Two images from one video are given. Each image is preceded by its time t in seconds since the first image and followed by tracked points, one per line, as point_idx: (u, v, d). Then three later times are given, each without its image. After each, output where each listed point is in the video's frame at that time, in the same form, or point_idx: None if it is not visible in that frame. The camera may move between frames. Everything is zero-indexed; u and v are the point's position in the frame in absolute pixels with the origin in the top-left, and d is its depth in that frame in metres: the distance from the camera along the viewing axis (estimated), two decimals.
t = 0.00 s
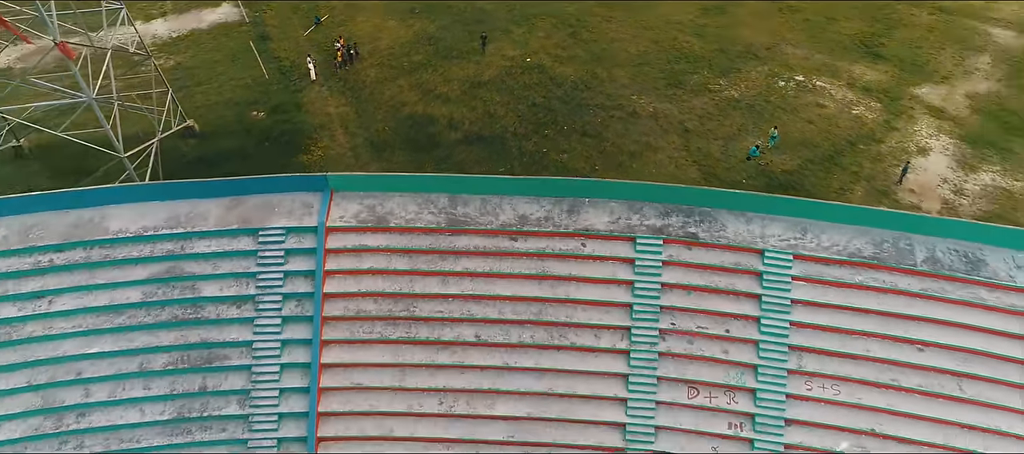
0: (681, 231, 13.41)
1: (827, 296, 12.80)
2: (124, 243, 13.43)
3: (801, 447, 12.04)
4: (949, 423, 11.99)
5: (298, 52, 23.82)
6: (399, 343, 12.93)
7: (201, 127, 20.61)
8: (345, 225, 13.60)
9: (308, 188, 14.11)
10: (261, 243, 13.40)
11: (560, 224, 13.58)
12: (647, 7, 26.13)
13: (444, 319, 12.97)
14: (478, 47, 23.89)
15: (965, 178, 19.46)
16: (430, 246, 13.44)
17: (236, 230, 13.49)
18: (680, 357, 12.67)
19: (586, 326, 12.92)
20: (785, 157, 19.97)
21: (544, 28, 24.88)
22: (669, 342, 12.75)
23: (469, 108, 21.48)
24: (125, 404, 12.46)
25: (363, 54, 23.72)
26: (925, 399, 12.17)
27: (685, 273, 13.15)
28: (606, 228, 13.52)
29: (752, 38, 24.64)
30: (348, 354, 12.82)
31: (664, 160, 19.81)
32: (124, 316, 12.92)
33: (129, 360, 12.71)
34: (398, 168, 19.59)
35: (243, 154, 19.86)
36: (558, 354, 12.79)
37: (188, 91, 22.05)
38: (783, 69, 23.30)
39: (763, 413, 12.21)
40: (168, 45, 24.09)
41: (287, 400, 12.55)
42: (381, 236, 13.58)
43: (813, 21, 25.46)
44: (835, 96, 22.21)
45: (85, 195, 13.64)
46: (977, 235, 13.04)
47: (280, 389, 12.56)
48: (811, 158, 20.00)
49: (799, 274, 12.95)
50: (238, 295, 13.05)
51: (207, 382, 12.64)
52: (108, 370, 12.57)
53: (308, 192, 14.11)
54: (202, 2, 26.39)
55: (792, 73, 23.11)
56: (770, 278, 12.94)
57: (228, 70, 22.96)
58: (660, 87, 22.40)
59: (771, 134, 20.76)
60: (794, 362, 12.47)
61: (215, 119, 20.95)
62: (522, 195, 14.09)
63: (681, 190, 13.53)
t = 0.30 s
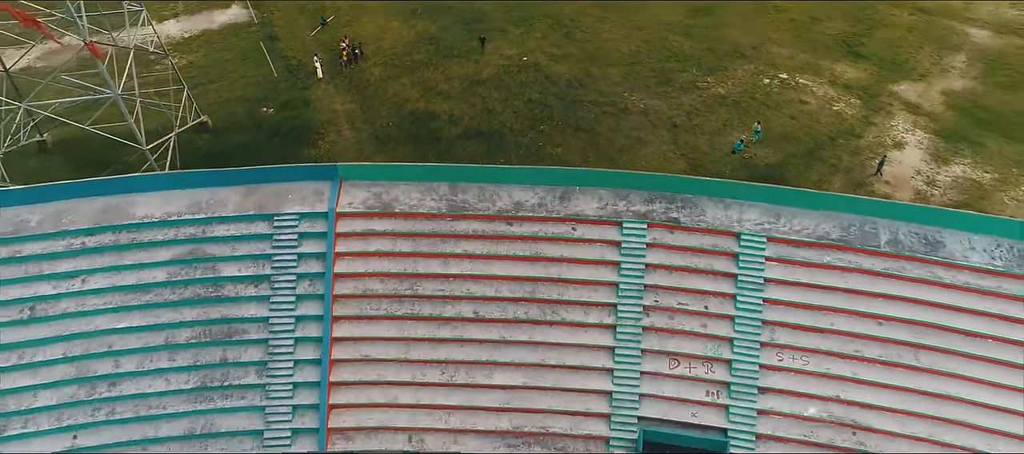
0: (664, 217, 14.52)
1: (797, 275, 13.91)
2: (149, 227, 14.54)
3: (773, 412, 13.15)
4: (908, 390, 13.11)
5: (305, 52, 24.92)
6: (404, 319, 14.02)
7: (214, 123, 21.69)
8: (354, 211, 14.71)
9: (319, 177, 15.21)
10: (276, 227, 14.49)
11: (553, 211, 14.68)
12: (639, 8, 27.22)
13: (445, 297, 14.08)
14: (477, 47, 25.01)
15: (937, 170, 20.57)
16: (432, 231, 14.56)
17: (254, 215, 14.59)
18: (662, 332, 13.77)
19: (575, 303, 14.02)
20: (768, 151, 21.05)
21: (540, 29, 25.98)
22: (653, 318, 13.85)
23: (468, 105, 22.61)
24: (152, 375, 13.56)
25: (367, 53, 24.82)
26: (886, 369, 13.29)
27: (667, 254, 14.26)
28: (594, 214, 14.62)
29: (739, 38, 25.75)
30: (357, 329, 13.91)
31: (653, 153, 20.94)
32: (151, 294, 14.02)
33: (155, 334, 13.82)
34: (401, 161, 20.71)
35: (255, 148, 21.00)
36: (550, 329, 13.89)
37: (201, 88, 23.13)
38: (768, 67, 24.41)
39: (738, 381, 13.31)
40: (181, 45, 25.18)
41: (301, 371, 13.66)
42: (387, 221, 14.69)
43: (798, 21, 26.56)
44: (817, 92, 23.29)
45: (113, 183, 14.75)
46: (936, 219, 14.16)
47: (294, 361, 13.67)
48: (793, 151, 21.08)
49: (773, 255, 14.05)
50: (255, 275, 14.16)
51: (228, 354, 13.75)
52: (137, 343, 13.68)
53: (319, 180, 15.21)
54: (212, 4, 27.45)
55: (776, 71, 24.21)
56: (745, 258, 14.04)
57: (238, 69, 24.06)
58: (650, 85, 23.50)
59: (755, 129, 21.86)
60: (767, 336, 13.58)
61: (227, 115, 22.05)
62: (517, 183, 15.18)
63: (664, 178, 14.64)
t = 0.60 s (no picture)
0: (648, 204, 15.66)
1: (771, 257, 15.04)
2: (172, 214, 15.69)
3: (747, 382, 14.30)
4: (871, 361, 14.25)
5: (311, 52, 26.05)
6: (408, 297, 15.17)
7: (226, 119, 22.84)
8: (361, 199, 15.85)
9: (328, 168, 16.35)
10: (289, 214, 15.63)
11: (545, 198, 15.83)
12: (632, 8, 28.27)
13: (446, 278, 15.23)
14: (475, 47, 26.11)
15: (911, 163, 21.75)
16: (434, 217, 15.70)
17: (268, 203, 15.73)
18: (646, 309, 14.92)
19: (566, 283, 15.16)
20: (752, 145, 22.20)
21: (536, 29, 27.06)
22: (637, 296, 15.00)
23: (467, 102, 23.78)
24: (175, 349, 14.73)
25: (370, 53, 25.94)
26: (852, 343, 14.42)
27: (651, 238, 15.39)
28: (584, 201, 15.76)
29: (727, 38, 26.88)
30: (365, 307, 15.07)
31: (642, 148, 22.15)
32: (174, 274, 15.16)
33: (178, 311, 14.97)
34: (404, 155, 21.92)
35: (265, 142, 22.16)
36: (543, 307, 15.04)
37: (213, 86, 24.26)
38: (753, 66, 25.54)
39: (716, 354, 14.45)
40: (193, 45, 26.31)
41: (312, 345, 14.81)
42: (392, 208, 15.82)
43: (783, 21, 27.65)
44: (800, 89, 24.41)
45: (138, 173, 15.90)
46: (899, 204, 15.28)
47: (307, 336, 14.82)
48: (775, 146, 22.22)
49: (749, 238, 15.18)
50: (270, 258, 15.31)
51: (246, 330, 14.91)
52: (162, 320, 14.85)
53: (329, 171, 16.36)
54: (221, 5, 28.54)
55: (761, 70, 25.32)
56: (723, 241, 15.17)
57: (248, 68, 25.19)
58: (640, 83, 24.64)
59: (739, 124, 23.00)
60: (742, 312, 14.72)
61: (238, 112, 23.18)
62: (513, 173, 16.30)
63: (648, 168, 15.80)
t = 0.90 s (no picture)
0: (635, 192, 16.84)
1: (748, 240, 16.22)
2: (192, 201, 16.88)
3: (725, 356, 15.52)
4: (840, 336, 15.42)
5: (318, 52, 27.22)
6: (412, 278, 16.35)
7: (238, 115, 24.02)
8: (368, 187, 17.03)
9: (337, 158, 17.51)
10: (301, 201, 16.82)
11: (539, 187, 17.01)
12: (626, 8, 29.37)
13: (447, 260, 16.42)
14: (475, 46, 27.27)
15: (887, 156, 22.95)
16: (436, 204, 16.88)
17: (282, 191, 16.92)
18: (633, 289, 16.10)
19: (559, 265, 16.34)
20: (737, 139, 23.41)
21: (533, 29, 28.18)
22: (625, 277, 16.17)
23: (467, 98, 24.99)
24: (197, 325, 15.91)
25: (374, 52, 27.11)
26: (822, 319, 15.60)
27: (638, 224, 16.58)
28: (576, 189, 16.94)
29: (716, 38, 28.02)
30: (372, 287, 16.27)
31: (633, 142, 23.37)
32: (195, 257, 16.35)
33: (199, 291, 16.14)
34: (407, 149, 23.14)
35: (275, 137, 23.37)
36: (537, 287, 16.21)
37: (224, 84, 25.43)
38: (741, 64, 26.68)
39: (697, 329, 15.63)
40: (205, 45, 27.46)
41: (324, 322, 16.01)
42: (397, 195, 17.01)
43: (771, 22, 28.76)
44: (784, 87, 25.57)
45: (160, 163, 17.09)
46: (867, 192, 16.47)
47: (318, 314, 16.02)
48: (759, 140, 23.41)
49: (728, 223, 16.35)
50: (284, 241, 16.50)
51: (262, 308, 16.10)
52: (184, 298, 16.03)
53: (338, 161, 17.52)
54: (231, 6, 29.66)
55: (748, 68, 26.45)
56: (704, 226, 16.34)
57: (257, 67, 26.36)
58: (632, 81, 25.80)
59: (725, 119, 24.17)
60: (722, 291, 15.90)
61: (249, 108, 24.36)
62: (510, 163, 17.48)
63: (635, 159, 16.98)
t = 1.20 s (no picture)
0: (623, 180, 18.06)
1: (728, 225, 17.42)
2: (211, 190, 18.10)
3: (705, 331, 16.74)
4: (812, 313, 16.63)
5: (324, 51, 28.43)
6: (415, 261, 17.57)
7: (249, 111, 25.23)
8: (374, 177, 18.23)
9: (346, 150, 18.73)
10: (312, 189, 18.04)
11: (534, 176, 18.23)
12: (619, 9, 30.59)
13: (448, 244, 17.65)
14: (474, 46, 28.50)
15: (866, 149, 24.20)
16: (437, 193, 18.10)
17: (295, 180, 18.15)
18: (621, 271, 17.31)
19: (552, 248, 17.55)
20: (722, 133, 24.63)
21: (530, 30, 29.39)
22: (613, 259, 17.37)
23: (466, 95, 26.24)
24: (216, 304, 17.13)
25: (377, 51, 28.33)
26: (796, 298, 16.80)
27: (626, 210, 17.77)
28: (568, 178, 18.16)
29: (705, 37, 29.21)
30: (378, 270, 17.49)
31: (624, 136, 24.60)
32: (214, 241, 17.55)
33: (217, 272, 17.35)
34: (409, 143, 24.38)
35: (284, 132, 24.58)
36: (532, 269, 17.42)
37: (235, 82, 26.64)
38: (728, 63, 27.88)
39: (680, 307, 16.85)
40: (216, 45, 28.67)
41: (334, 301, 17.26)
42: (401, 184, 18.20)
43: (758, 22, 29.98)
44: (769, 84, 26.80)
45: (181, 155, 18.31)
46: (839, 180, 17.68)
47: (329, 293, 17.26)
48: (743, 134, 24.63)
49: (710, 210, 17.55)
50: (297, 227, 17.73)
51: (276, 288, 17.32)
52: (204, 279, 17.24)
53: (346, 152, 18.74)
54: (240, 7, 30.86)
55: (734, 66, 27.67)
56: (688, 212, 17.53)
57: (266, 65, 27.56)
58: (624, 78, 27.04)
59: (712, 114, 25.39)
60: (703, 272, 17.11)
61: (258, 105, 25.57)
62: (506, 154, 18.69)
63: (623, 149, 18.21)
